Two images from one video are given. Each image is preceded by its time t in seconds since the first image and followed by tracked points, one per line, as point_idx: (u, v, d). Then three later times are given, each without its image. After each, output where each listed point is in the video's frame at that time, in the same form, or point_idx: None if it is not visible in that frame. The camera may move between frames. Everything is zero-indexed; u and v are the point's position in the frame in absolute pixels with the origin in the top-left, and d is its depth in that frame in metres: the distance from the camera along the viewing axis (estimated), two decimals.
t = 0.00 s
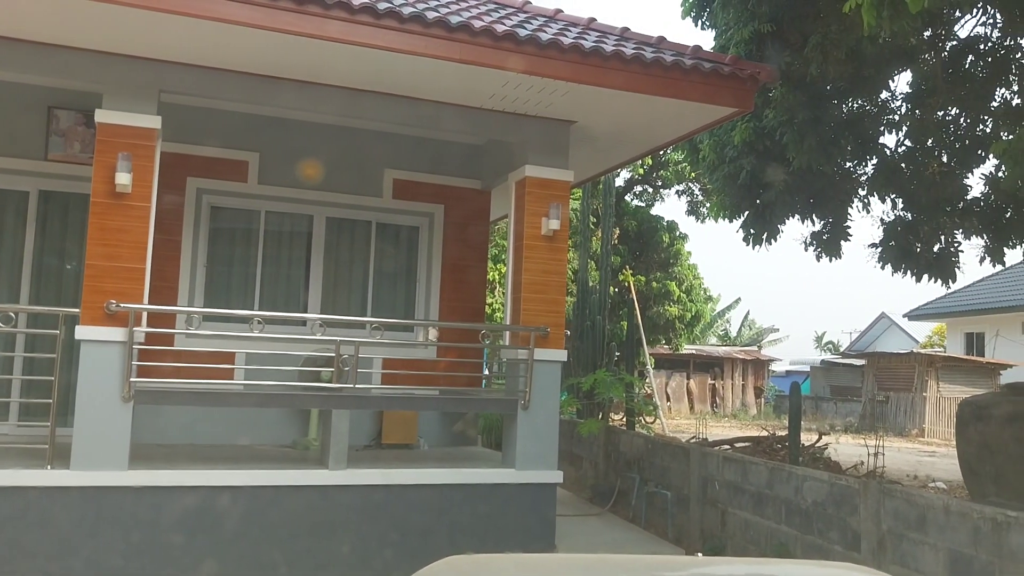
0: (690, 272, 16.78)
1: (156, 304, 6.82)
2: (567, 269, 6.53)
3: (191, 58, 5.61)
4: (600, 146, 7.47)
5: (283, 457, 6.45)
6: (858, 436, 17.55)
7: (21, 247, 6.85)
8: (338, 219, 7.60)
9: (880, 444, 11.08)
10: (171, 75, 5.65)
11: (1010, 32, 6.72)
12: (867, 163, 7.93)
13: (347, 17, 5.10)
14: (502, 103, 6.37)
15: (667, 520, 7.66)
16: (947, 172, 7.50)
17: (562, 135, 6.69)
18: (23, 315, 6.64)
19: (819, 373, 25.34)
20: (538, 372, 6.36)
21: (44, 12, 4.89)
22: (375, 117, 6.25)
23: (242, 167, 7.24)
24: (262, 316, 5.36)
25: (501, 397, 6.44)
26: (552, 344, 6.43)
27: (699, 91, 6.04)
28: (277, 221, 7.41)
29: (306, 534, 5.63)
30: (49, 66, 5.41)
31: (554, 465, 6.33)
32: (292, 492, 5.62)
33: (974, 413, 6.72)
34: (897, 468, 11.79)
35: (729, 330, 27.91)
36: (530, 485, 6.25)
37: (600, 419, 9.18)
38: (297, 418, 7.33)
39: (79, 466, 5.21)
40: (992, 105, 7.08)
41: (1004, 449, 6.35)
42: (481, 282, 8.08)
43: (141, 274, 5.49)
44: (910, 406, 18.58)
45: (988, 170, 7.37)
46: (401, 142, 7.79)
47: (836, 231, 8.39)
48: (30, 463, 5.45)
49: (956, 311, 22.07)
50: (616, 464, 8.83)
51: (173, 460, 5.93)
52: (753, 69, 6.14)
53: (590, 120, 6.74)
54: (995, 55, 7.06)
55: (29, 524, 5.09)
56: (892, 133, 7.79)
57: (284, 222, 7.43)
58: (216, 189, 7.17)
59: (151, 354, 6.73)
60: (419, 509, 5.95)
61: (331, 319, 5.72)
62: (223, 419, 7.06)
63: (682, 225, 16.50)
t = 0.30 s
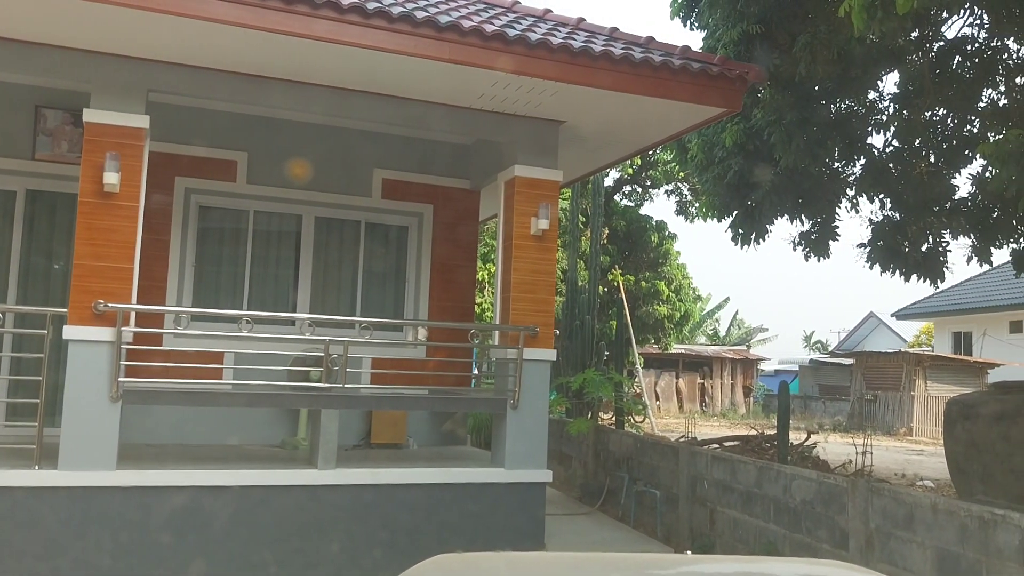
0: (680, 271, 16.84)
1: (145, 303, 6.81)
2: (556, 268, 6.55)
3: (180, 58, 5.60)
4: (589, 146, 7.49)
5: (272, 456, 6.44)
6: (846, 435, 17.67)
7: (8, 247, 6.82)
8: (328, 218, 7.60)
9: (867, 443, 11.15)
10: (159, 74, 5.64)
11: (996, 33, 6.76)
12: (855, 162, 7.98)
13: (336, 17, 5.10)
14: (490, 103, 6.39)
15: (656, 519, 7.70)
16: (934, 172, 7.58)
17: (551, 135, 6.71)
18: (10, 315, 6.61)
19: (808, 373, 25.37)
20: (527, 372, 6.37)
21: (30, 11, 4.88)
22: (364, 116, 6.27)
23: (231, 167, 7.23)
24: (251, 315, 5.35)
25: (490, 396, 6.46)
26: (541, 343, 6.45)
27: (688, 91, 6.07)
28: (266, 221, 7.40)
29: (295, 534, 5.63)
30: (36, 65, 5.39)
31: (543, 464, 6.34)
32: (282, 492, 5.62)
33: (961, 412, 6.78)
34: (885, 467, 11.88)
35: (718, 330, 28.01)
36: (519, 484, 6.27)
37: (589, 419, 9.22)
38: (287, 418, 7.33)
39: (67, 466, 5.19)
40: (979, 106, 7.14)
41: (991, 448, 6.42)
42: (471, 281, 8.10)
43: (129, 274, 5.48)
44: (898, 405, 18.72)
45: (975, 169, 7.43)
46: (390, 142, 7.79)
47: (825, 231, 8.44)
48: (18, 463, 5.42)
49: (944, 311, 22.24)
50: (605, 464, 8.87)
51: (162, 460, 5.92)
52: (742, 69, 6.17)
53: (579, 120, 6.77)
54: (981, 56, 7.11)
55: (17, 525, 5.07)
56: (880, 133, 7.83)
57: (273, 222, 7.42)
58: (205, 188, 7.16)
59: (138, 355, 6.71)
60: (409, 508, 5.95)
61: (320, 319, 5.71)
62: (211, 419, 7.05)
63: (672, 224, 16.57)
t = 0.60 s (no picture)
0: (672, 271, 16.89)
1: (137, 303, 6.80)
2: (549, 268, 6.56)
3: (171, 57, 5.59)
4: (583, 146, 7.52)
5: (265, 456, 6.44)
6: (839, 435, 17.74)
7: None
8: (321, 218, 7.60)
9: (859, 443, 11.20)
10: (151, 74, 5.63)
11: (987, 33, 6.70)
12: (847, 163, 8.08)
13: (329, 16, 5.10)
14: (482, 103, 6.40)
15: (649, 518, 7.72)
16: (926, 171, 7.67)
17: (544, 135, 6.72)
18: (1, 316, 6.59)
19: (800, 373, 25.47)
20: (520, 372, 6.37)
21: (21, 10, 4.86)
22: (357, 116, 6.26)
23: (223, 167, 7.21)
24: (243, 315, 5.34)
25: (483, 396, 6.47)
26: (534, 344, 6.45)
27: (680, 91, 6.09)
28: (259, 220, 7.39)
29: (288, 534, 5.62)
30: (27, 64, 5.37)
31: (536, 464, 6.35)
32: (274, 492, 5.61)
33: (952, 412, 6.82)
34: (877, 466, 11.94)
35: (711, 330, 28.08)
36: (512, 484, 6.27)
37: (582, 419, 9.24)
38: (279, 418, 7.33)
39: (60, 466, 5.17)
40: (970, 106, 7.18)
41: (981, 447, 6.46)
42: (464, 281, 8.10)
43: (121, 274, 5.46)
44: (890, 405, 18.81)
45: (966, 170, 7.48)
46: (383, 142, 7.79)
47: (817, 231, 8.46)
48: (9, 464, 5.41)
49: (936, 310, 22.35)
50: (598, 463, 8.91)
51: (154, 460, 5.91)
52: (734, 69, 6.19)
53: (573, 120, 6.80)
54: (973, 56, 7.11)
55: (7, 525, 5.05)
56: (872, 133, 7.92)
57: (265, 222, 7.41)
58: (197, 188, 7.15)
59: (130, 355, 6.69)
60: (401, 508, 5.96)
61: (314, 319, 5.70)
62: (203, 420, 7.04)
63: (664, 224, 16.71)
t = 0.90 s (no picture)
0: (668, 271, 16.92)
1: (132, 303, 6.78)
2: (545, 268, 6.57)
3: (167, 57, 5.59)
4: (579, 146, 7.53)
5: (260, 456, 6.43)
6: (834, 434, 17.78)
7: None
8: (316, 218, 7.59)
9: (854, 442, 11.22)
10: (146, 74, 5.62)
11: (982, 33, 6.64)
12: (842, 162, 8.08)
13: (324, 15, 5.10)
14: (477, 102, 6.40)
15: (645, 517, 7.73)
16: (921, 171, 7.64)
17: (539, 134, 6.73)
18: None
19: (795, 373, 25.53)
20: (515, 372, 6.37)
21: (16, 9, 4.85)
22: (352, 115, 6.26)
23: (218, 166, 7.21)
24: (238, 315, 5.32)
25: (478, 396, 6.47)
26: (530, 343, 6.46)
27: (676, 91, 6.10)
28: (254, 220, 7.38)
29: (283, 534, 5.62)
30: (22, 64, 5.36)
31: (532, 463, 6.35)
32: (270, 492, 5.61)
33: (946, 411, 6.85)
34: (872, 465, 11.97)
35: (706, 330, 28.11)
36: (508, 483, 6.27)
37: (578, 419, 9.25)
38: (275, 418, 7.32)
39: (54, 467, 5.16)
40: (965, 105, 7.18)
41: (976, 447, 6.48)
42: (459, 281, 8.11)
43: (116, 274, 5.45)
44: (885, 404, 18.87)
45: (960, 169, 7.48)
46: (378, 142, 7.79)
47: (812, 231, 8.50)
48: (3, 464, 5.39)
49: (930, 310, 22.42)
50: (593, 462, 8.93)
51: (149, 460, 5.90)
52: (729, 69, 6.19)
53: (568, 120, 6.80)
54: (967, 56, 7.09)
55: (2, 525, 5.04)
56: (866, 133, 7.92)
57: (261, 222, 7.41)
58: (193, 188, 7.14)
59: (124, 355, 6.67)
60: (397, 508, 5.95)
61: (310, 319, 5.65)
62: (199, 420, 7.04)
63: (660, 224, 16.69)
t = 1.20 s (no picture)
0: (665, 271, 16.96)
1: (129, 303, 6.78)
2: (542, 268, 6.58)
3: (164, 57, 5.59)
4: (576, 146, 7.53)
5: (258, 456, 6.43)
6: (831, 434, 17.80)
7: None
8: (314, 218, 7.59)
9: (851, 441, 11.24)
10: (143, 73, 5.61)
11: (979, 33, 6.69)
12: (839, 162, 8.06)
13: (322, 15, 5.10)
14: (475, 102, 6.40)
15: (642, 517, 7.74)
16: (918, 172, 7.65)
17: (536, 134, 6.73)
18: None
19: (793, 373, 25.56)
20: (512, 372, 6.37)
21: (13, 8, 4.84)
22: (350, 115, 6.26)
23: (216, 166, 7.21)
24: (236, 315, 5.30)
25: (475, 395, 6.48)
26: (527, 343, 6.46)
27: (673, 91, 6.11)
28: (251, 220, 7.38)
29: (280, 534, 5.62)
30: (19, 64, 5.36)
31: (529, 463, 6.35)
32: (267, 492, 5.61)
33: (944, 411, 6.86)
34: (869, 465, 11.98)
35: (704, 329, 28.15)
36: (505, 483, 6.28)
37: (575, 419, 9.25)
38: (272, 417, 7.32)
39: (51, 466, 5.16)
40: (962, 105, 7.21)
41: (973, 446, 6.49)
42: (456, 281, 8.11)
43: (114, 274, 5.45)
44: (882, 404, 18.89)
45: (957, 169, 7.49)
46: (376, 142, 7.79)
47: (809, 231, 8.50)
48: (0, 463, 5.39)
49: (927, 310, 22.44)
50: (590, 462, 8.95)
51: (146, 460, 5.90)
52: (727, 69, 6.20)
53: (565, 120, 6.80)
54: (965, 56, 7.14)
55: None
56: (864, 133, 7.92)
57: (258, 221, 7.41)
58: (190, 188, 7.14)
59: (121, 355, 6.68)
60: (394, 508, 5.96)
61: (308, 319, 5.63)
62: (196, 420, 7.04)
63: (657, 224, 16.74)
